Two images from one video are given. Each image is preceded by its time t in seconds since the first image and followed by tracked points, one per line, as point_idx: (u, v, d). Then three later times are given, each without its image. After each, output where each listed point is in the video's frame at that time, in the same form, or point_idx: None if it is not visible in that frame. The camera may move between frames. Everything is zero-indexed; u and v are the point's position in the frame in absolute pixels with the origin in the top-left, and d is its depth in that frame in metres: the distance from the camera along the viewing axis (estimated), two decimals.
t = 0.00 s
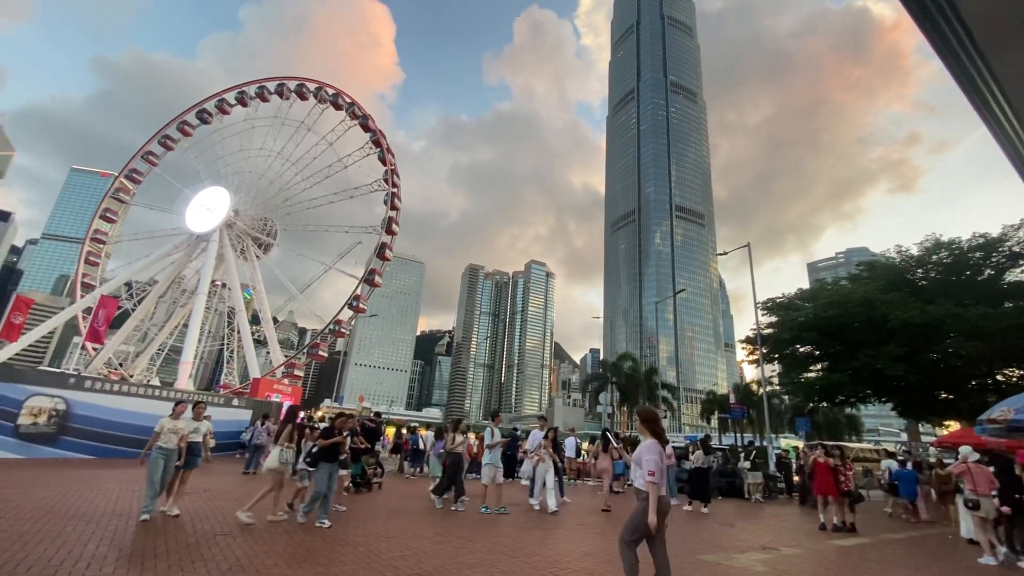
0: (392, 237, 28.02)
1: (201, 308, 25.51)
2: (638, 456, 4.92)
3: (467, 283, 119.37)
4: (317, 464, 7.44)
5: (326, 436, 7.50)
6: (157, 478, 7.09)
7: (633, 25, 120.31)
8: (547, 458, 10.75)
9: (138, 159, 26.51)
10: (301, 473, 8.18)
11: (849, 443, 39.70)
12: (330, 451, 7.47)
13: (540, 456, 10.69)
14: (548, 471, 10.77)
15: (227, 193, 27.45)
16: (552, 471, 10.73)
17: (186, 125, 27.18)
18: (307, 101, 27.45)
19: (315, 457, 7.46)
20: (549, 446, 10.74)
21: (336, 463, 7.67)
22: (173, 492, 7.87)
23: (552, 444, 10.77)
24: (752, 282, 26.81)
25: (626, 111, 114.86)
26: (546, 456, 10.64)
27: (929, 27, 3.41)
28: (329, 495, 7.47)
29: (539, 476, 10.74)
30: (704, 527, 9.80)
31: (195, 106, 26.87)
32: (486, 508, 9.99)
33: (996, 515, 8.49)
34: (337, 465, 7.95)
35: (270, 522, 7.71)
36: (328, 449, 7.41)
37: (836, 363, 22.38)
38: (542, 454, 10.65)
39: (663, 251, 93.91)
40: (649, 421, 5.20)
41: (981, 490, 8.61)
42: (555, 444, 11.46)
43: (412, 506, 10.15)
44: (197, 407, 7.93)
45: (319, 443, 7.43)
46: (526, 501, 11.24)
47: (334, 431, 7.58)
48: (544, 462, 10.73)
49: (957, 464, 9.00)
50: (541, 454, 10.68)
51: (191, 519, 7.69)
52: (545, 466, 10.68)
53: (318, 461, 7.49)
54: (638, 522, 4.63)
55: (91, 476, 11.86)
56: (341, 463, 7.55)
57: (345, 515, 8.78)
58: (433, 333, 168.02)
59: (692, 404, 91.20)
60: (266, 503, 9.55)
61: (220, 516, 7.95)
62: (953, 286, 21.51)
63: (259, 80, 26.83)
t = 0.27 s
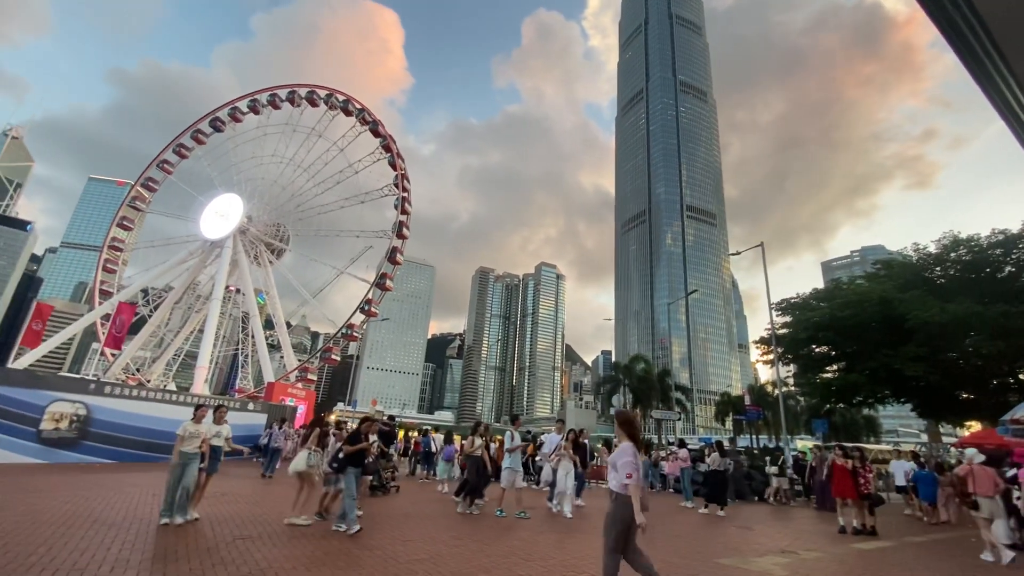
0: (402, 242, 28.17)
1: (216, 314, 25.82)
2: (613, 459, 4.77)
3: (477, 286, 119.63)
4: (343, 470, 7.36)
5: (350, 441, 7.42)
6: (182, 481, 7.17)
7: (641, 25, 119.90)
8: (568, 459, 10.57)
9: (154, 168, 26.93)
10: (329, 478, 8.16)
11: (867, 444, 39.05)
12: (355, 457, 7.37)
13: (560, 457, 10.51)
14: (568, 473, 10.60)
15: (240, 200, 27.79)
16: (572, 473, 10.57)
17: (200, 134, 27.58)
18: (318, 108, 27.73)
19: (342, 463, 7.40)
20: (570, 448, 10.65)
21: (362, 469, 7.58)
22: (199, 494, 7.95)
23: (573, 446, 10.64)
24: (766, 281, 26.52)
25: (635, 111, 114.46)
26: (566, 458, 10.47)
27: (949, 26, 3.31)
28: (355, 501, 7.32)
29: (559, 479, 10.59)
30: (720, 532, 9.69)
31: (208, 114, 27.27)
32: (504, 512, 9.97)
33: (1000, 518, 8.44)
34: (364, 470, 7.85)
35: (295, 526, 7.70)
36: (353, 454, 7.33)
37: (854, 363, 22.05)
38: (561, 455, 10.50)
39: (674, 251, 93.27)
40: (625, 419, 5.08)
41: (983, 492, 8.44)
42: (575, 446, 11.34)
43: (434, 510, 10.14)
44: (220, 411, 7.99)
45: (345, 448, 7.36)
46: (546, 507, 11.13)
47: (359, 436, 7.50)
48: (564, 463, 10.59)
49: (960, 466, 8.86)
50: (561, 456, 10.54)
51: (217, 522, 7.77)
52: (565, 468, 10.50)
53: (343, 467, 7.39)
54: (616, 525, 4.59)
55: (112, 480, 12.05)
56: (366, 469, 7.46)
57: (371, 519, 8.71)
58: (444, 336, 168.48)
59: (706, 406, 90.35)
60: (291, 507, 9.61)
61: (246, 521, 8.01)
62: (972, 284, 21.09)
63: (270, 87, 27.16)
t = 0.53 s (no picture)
0: (412, 246, 28.29)
1: (229, 320, 26.09)
2: (594, 458, 5.17)
3: (487, 290, 119.77)
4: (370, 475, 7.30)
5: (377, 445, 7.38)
6: (205, 487, 7.09)
7: (648, 26, 119.58)
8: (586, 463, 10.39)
9: (168, 176, 27.35)
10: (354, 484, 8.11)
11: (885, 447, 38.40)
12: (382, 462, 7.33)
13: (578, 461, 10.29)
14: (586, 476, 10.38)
15: (252, 206, 28.11)
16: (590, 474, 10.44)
17: (213, 142, 27.95)
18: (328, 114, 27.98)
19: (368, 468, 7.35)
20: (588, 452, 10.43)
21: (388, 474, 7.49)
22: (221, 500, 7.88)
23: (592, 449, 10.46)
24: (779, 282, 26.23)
25: (643, 112, 114.03)
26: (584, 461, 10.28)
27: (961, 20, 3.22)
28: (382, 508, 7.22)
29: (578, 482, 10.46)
30: (736, 535, 9.59)
31: (221, 122, 27.64)
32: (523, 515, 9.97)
33: (1012, 516, 8.49)
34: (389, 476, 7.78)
35: (319, 533, 7.65)
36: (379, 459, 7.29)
37: (871, 365, 21.71)
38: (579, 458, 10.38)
39: (685, 253, 92.65)
40: (610, 425, 5.58)
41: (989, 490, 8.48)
42: (593, 451, 11.20)
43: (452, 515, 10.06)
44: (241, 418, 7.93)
45: (371, 453, 7.30)
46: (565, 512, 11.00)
47: (385, 441, 7.44)
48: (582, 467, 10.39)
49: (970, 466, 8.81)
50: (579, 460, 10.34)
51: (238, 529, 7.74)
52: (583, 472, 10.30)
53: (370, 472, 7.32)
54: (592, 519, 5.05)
55: (130, 485, 12.24)
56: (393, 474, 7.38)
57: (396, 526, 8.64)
58: (455, 340, 168.69)
59: (719, 409, 89.51)
60: (313, 513, 9.58)
61: (270, 527, 7.98)
62: (991, 283, 20.68)
63: (281, 95, 27.46)
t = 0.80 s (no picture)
0: (422, 251, 28.42)
1: (242, 326, 26.33)
2: (572, 464, 5.16)
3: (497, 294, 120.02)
4: (395, 480, 7.16)
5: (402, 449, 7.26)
6: (227, 495, 6.95)
7: (655, 29, 119.52)
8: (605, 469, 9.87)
9: (182, 185, 27.79)
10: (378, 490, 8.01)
11: (902, 450, 37.72)
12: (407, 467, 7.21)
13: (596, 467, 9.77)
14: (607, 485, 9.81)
15: (264, 213, 28.43)
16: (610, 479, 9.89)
17: (225, 150, 28.36)
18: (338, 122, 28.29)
19: (393, 473, 7.21)
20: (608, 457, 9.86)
21: (414, 479, 7.36)
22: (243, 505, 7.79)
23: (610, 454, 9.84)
24: (791, 283, 25.95)
25: (651, 115, 113.77)
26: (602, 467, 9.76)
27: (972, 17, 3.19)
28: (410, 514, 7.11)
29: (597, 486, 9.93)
30: (753, 540, 9.49)
31: (233, 131, 28.03)
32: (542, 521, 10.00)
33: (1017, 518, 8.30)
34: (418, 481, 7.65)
35: (341, 541, 7.51)
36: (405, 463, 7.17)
37: (887, 367, 21.37)
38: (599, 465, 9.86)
39: (695, 255, 92.07)
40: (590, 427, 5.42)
41: (998, 495, 8.33)
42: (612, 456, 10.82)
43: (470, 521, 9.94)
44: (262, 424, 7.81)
45: (397, 457, 7.18)
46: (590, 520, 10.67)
47: (411, 445, 7.33)
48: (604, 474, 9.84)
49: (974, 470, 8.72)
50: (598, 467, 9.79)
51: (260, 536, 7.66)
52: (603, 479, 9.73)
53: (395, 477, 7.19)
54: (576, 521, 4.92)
55: (146, 490, 12.36)
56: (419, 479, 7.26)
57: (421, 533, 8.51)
58: (465, 344, 168.87)
59: (731, 412, 88.52)
60: (334, 519, 9.52)
61: (293, 534, 7.88)
62: (1010, 283, 20.32)
63: (291, 103, 27.81)
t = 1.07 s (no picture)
0: (425, 257, 28.46)
1: (246, 333, 26.36)
2: (553, 468, 5.17)
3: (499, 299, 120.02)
4: (413, 491, 7.07)
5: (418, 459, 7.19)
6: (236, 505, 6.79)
7: (655, 34, 119.99)
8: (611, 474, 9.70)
9: (186, 193, 27.94)
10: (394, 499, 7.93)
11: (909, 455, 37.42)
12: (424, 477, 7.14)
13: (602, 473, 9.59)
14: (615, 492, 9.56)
15: (267, 221, 28.54)
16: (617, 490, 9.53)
17: (229, 158, 28.49)
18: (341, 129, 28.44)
19: (410, 484, 7.10)
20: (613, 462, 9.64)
21: (432, 490, 7.27)
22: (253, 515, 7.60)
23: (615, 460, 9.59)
24: (795, 287, 25.83)
25: (652, 119, 113.99)
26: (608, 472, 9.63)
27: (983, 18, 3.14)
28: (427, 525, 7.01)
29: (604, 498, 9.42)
30: (762, 548, 9.38)
31: (236, 140, 28.19)
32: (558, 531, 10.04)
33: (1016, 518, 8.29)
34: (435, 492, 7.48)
35: (353, 550, 7.40)
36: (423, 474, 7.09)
37: (893, 371, 21.23)
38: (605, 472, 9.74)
39: (698, 259, 91.95)
40: (567, 432, 5.54)
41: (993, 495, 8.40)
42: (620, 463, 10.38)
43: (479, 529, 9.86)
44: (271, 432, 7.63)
45: (415, 468, 7.09)
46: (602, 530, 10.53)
47: (427, 456, 7.25)
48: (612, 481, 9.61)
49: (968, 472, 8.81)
50: (604, 474, 9.62)
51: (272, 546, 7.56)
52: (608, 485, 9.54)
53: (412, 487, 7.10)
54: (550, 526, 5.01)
55: (149, 498, 12.34)
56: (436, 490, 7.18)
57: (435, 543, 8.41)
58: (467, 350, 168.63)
59: (736, 417, 88.04)
60: (344, 528, 9.43)
61: (305, 544, 7.81)
62: (1016, 285, 20.21)
63: (294, 111, 27.97)
